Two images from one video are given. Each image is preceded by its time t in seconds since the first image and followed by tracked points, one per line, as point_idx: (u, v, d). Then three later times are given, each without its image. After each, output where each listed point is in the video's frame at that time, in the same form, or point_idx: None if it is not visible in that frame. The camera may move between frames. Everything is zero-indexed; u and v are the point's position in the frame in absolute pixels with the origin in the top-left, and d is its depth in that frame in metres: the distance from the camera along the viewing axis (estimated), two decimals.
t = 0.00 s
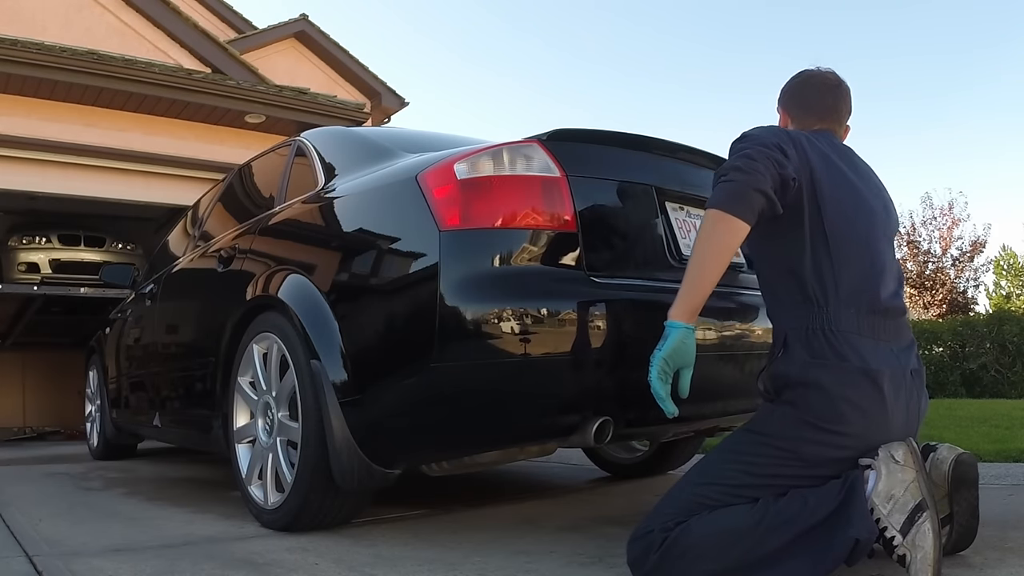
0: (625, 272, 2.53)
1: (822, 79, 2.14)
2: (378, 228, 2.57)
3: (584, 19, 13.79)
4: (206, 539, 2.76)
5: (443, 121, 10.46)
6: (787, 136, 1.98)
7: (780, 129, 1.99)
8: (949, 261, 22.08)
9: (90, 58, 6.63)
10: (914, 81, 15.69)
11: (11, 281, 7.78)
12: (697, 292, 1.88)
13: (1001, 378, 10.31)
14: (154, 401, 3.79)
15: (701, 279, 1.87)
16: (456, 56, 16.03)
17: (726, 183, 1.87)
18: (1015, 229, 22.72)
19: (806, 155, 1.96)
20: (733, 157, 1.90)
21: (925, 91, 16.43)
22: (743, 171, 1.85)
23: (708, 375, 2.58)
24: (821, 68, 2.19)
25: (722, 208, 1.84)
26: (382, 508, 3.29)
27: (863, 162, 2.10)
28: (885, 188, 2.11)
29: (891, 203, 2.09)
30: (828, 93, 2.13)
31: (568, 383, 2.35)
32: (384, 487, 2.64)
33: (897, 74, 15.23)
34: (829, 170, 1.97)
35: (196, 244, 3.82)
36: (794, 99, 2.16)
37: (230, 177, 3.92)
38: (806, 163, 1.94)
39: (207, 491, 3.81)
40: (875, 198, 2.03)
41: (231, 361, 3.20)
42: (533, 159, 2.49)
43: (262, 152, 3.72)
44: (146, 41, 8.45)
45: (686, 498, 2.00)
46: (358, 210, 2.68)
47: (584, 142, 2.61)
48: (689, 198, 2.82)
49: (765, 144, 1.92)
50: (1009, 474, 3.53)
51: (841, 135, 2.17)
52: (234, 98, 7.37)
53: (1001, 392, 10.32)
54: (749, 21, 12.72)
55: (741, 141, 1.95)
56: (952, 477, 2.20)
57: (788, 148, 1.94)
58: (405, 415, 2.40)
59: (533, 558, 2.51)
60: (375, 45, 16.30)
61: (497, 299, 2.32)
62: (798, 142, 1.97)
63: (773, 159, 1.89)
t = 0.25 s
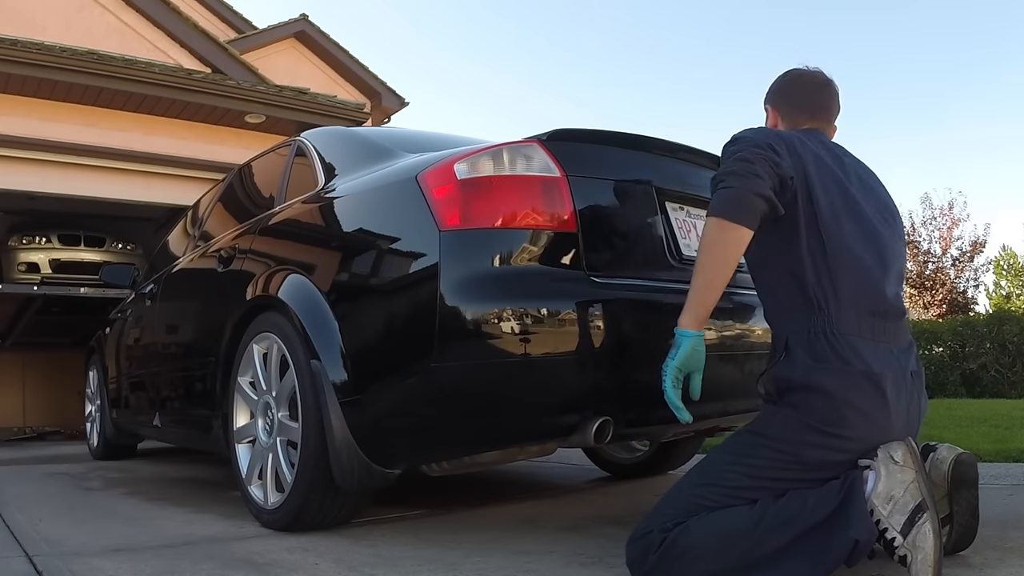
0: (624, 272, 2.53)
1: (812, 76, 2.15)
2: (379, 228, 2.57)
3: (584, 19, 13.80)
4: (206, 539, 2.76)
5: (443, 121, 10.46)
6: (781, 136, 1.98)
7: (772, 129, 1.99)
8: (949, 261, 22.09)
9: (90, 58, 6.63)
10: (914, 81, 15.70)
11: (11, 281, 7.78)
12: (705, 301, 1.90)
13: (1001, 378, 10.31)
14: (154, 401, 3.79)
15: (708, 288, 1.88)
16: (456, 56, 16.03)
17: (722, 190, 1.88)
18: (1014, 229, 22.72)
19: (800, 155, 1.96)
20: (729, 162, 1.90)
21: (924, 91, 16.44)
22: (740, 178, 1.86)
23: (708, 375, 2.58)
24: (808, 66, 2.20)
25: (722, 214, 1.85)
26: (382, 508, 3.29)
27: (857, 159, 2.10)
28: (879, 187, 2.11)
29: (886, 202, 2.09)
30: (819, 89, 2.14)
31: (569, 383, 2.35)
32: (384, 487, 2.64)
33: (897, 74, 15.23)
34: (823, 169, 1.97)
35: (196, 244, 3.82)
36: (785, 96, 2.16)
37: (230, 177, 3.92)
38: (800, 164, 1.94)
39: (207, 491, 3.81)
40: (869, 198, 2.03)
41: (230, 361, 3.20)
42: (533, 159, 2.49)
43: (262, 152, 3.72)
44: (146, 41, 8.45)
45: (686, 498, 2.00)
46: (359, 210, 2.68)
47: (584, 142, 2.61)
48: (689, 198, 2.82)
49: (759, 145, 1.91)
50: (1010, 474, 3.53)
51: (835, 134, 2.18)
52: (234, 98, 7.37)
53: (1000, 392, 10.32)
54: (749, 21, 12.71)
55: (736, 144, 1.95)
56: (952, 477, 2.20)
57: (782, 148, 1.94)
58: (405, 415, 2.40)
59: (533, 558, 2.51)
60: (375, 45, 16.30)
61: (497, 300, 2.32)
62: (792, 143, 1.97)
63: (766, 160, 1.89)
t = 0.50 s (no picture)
0: (624, 273, 2.53)
1: (810, 70, 2.15)
2: (379, 228, 2.57)
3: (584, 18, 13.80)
4: (206, 539, 2.76)
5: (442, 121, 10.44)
6: (778, 136, 1.97)
7: (768, 129, 1.98)
8: (949, 261, 22.09)
9: (90, 58, 6.63)
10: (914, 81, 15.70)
11: (11, 281, 7.78)
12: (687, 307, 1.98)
13: (1001, 378, 10.31)
14: (154, 401, 3.79)
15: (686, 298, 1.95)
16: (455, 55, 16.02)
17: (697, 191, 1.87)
18: (1014, 229, 22.72)
19: (797, 155, 1.95)
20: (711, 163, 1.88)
21: (924, 91, 16.44)
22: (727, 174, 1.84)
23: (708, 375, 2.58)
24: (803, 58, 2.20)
25: (689, 231, 1.88)
26: (382, 508, 3.29)
27: (856, 156, 2.09)
28: (881, 184, 2.10)
29: (887, 199, 2.09)
30: (820, 84, 2.14)
31: (569, 383, 2.35)
32: (384, 487, 2.64)
33: (897, 74, 15.23)
34: (821, 170, 1.96)
35: (196, 245, 3.82)
36: (783, 88, 2.16)
37: (230, 177, 3.92)
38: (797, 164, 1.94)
39: (207, 491, 3.81)
40: (870, 196, 2.02)
41: (231, 361, 3.21)
42: (534, 159, 2.49)
43: (262, 152, 3.72)
44: (146, 41, 8.45)
45: (687, 499, 2.00)
46: (358, 210, 2.68)
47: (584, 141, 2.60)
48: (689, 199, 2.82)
49: (751, 144, 1.91)
50: (1009, 475, 3.53)
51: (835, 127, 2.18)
52: (234, 98, 7.37)
53: (1000, 391, 10.32)
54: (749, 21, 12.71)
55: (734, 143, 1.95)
56: (952, 477, 2.20)
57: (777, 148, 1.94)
58: (405, 415, 2.40)
59: (533, 558, 2.51)
60: (375, 45, 16.30)
61: (497, 299, 2.32)
62: (789, 143, 1.96)
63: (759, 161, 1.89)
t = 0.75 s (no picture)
0: (625, 273, 2.53)
1: (795, 63, 2.15)
2: (379, 228, 2.57)
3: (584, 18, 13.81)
4: (206, 539, 2.76)
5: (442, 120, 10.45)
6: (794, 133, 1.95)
7: (782, 125, 1.96)
8: (949, 261, 22.09)
9: (90, 58, 6.63)
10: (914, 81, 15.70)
11: (11, 281, 7.77)
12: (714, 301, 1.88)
13: (1001, 378, 10.31)
14: (154, 401, 3.79)
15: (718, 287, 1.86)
16: (455, 55, 16.02)
17: (755, 170, 1.84)
18: (1014, 228, 22.73)
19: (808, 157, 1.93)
20: (754, 147, 1.88)
21: (924, 91, 16.44)
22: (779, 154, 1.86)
23: (708, 375, 2.58)
24: (784, 50, 2.21)
25: (744, 207, 1.83)
26: (382, 508, 3.29)
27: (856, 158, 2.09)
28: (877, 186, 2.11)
29: (884, 202, 2.10)
30: (804, 76, 2.15)
31: (569, 383, 2.35)
32: (384, 487, 2.64)
33: (897, 74, 15.24)
34: (831, 171, 1.96)
35: (196, 244, 3.82)
36: (767, 80, 2.16)
37: (230, 177, 3.92)
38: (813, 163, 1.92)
39: (207, 491, 3.81)
40: (871, 199, 2.03)
41: (231, 361, 3.21)
42: (533, 159, 2.49)
43: (262, 152, 3.72)
44: (146, 41, 8.45)
45: (688, 500, 2.00)
46: (358, 210, 2.68)
47: (584, 141, 2.60)
48: (689, 198, 2.82)
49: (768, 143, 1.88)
50: (1009, 475, 3.54)
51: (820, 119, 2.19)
52: (234, 98, 7.37)
53: (1000, 391, 10.32)
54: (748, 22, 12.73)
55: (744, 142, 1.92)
56: (952, 477, 2.20)
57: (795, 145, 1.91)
58: (406, 415, 2.40)
59: (533, 558, 2.51)
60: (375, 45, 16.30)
61: (497, 299, 2.32)
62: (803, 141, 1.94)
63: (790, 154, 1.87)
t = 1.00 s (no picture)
0: (624, 273, 2.53)
1: (806, 58, 2.15)
2: (379, 228, 2.57)
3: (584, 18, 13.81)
4: (206, 539, 2.76)
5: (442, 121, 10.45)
6: (790, 133, 1.95)
7: (779, 125, 1.96)
8: (949, 261, 22.09)
9: (90, 58, 6.63)
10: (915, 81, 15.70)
11: (11, 281, 7.78)
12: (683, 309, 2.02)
13: (1001, 378, 10.31)
14: (154, 401, 3.79)
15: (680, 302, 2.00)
16: (455, 55, 16.02)
17: (700, 204, 1.87)
18: (1014, 229, 22.73)
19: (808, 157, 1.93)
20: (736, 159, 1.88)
21: (924, 90, 16.45)
22: (726, 187, 1.84)
23: (708, 374, 2.58)
24: (798, 46, 2.20)
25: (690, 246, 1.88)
26: (382, 508, 3.29)
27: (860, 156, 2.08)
28: (884, 182, 2.10)
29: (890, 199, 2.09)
30: (817, 72, 2.14)
31: (569, 383, 2.35)
32: (384, 487, 2.64)
33: (898, 74, 15.24)
34: (833, 169, 1.95)
35: (196, 244, 3.82)
36: (780, 75, 2.15)
37: (230, 177, 3.92)
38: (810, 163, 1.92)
39: (207, 491, 3.81)
40: (877, 196, 2.02)
41: (231, 361, 3.21)
42: (533, 159, 2.49)
43: (262, 152, 3.72)
44: (146, 41, 8.45)
45: (687, 502, 2.00)
46: (358, 210, 2.68)
47: (585, 142, 2.60)
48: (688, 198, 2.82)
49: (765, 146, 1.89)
50: (1009, 474, 3.54)
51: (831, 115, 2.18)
52: (234, 98, 7.37)
53: (1000, 391, 10.32)
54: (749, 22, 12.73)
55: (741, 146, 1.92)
56: (953, 477, 2.20)
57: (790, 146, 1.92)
58: (406, 415, 2.40)
59: (533, 558, 2.51)
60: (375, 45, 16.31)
61: (496, 300, 2.32)
62: (801, 140, 1.94)
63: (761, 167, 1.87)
